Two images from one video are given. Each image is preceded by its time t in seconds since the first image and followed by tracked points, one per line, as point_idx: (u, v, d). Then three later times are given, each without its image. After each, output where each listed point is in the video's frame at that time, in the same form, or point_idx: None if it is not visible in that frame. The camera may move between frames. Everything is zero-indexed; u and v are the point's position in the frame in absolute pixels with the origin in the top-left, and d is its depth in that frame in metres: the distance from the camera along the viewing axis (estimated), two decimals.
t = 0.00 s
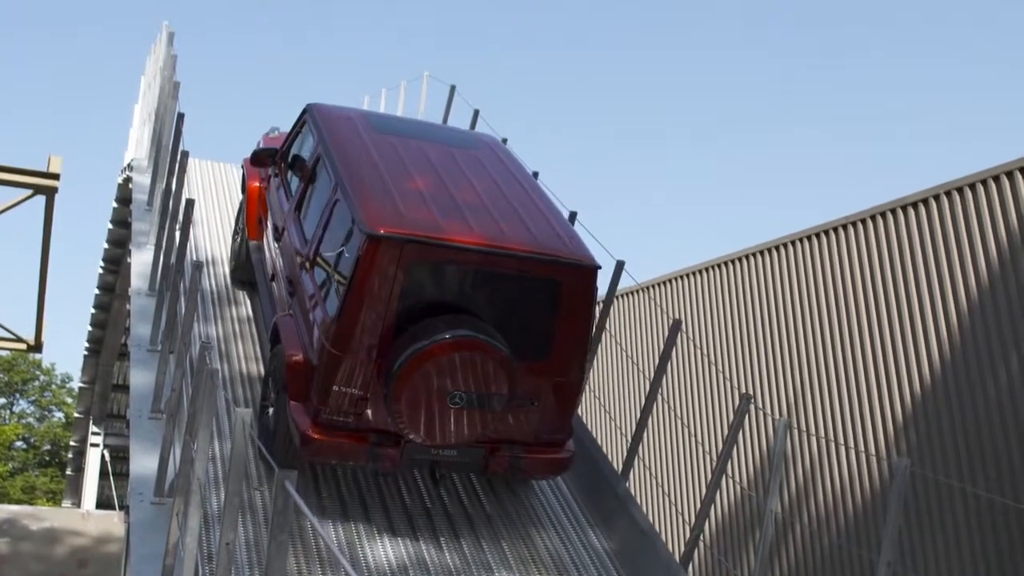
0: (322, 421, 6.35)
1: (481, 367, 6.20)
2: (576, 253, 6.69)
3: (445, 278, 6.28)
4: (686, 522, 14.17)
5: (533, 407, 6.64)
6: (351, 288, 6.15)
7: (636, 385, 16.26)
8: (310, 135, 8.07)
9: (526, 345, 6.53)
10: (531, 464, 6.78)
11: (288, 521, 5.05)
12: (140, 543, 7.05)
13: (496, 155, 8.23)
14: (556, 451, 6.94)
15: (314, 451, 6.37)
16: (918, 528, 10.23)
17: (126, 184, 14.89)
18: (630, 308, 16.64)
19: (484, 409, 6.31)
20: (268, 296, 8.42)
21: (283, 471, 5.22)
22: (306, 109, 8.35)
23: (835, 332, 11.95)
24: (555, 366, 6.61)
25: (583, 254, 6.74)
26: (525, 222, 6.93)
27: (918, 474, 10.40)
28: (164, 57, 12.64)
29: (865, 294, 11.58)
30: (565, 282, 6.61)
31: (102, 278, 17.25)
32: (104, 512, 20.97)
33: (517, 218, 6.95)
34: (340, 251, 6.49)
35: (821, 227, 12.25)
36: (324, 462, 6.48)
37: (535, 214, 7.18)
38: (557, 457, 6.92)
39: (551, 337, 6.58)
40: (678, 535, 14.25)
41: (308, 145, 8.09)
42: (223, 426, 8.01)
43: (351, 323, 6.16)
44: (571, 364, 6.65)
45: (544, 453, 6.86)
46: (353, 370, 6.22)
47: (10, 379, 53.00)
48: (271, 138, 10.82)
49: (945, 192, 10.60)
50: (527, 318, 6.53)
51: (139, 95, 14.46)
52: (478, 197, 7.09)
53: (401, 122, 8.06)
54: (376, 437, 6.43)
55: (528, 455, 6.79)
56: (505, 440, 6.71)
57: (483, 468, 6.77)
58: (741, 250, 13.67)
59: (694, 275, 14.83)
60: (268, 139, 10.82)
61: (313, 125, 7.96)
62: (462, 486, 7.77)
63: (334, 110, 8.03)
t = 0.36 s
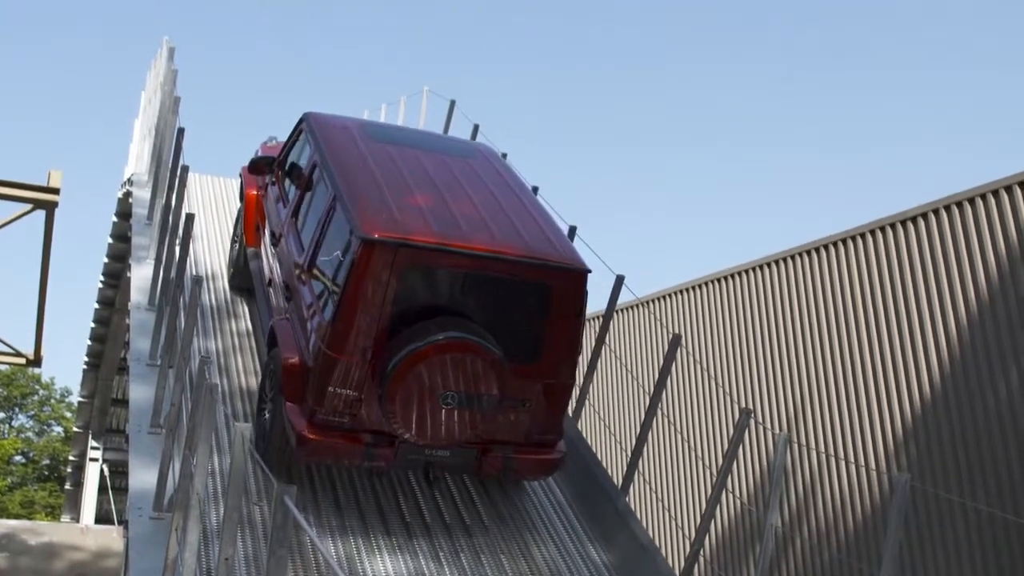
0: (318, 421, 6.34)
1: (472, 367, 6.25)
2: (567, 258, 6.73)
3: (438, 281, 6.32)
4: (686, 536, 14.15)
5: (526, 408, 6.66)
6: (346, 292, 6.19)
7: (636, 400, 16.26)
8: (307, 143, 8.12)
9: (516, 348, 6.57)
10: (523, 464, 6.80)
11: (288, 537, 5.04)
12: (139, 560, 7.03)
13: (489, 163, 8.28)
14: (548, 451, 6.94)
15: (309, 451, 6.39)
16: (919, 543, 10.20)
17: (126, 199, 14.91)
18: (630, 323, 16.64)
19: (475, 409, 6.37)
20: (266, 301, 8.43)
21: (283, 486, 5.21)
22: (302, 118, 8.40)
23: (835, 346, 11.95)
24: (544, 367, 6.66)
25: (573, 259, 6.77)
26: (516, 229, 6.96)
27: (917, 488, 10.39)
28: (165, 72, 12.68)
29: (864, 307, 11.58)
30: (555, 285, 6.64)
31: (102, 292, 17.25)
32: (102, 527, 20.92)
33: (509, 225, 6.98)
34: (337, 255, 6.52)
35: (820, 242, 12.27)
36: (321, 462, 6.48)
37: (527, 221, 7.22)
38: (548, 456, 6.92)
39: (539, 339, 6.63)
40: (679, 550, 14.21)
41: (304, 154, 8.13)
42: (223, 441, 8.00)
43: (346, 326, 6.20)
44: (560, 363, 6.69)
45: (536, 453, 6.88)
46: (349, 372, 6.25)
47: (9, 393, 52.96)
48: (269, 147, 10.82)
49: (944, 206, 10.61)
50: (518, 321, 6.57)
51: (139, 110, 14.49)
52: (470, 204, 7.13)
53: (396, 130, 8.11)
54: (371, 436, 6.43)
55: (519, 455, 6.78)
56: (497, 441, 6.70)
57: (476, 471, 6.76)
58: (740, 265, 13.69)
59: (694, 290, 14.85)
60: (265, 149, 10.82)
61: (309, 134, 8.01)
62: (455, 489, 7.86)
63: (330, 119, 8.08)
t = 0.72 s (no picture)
0: (312, 417, 6.43)
1: (466, 363, 6.26)
2: (558, 256, 6.79)
3: (432, 279, 6.37)
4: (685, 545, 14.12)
5: (516, 402, 6.76)
6: (341, 290, 6.23)
7: (635, 409, 16.25)
8: (302, 145, 8.14)
9: (508, 344, 6.63)
10: (515, 458, 6.93)
11: (286, 545, 5.04)
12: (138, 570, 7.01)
13: (481, 164, 8.31)
14: (540, 446, 7.07)
15: (304, 443, 6.47)
16: (919, 553, 10.19)
17: (125, 207, 14.90)
18: (630, 331, 16.66)
19: (469, 405, 6.36)
20: (263, 301, 8.45)
21: (282, 494, 5.21)
22: (298, 120, 8.44)
23: (834, 353, 11.96)
24: (536, 364, 6.72)
25: (565, 257, 6.83)
26: (507, 227, 7.02)
27: (916, 497, 10.39)
28: (164, 80, 12.70)
29: (863, 315, 11.60)
30: (547, 283, 6.70)
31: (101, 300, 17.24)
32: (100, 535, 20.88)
33: (501, 223, 7.04)
34: (333, 253, 6.55)
35: (818, 250, 12.29)
36: (316, 455, 6.57)
37: (518, 220, 7.27)
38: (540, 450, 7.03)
39: (531, 336, 6.70)
40: (678, 559, 14.18)
41: (299, 155, 8.18)
42: (221, 449, 7.99)
43: (340, 326, 6.24)
44: (551, 359, 6.76)
45: (528, 447, 6.99)
46: (345, 368, 6.29)
47: (8, 401, 52.91)
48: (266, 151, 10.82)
49: (943, 215, 10.64)
50: (510, 318, 6.63)
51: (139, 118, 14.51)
52: (463, 202, 7.18)
53: (388, 130, 8.15)
54: (365, 431, 6.53)
55: (509, 449, 6.91)
56: (490, 435, 6.85)
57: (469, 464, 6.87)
58: (739, 274, 13.72)
59: (693, 299, 14.86)
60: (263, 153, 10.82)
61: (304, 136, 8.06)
62: (448, 483, 8.01)
63: (325, 121, 8.10)
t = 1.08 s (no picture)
0: (305, 410, 6.49)
1: (455, 357, 6.32)
2: (547, 253, 6.83)
3: (422, 275, 6.42)
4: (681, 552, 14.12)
5: (505, 398, 6.80)
6: (333, 286, 6.30)
7: (632, 416, 16.25)
8: (297, 145, 8.16)
9: (498, 340, 6.67)
10: (504, 452, 6.93)
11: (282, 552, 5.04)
12: None
13: (472, 163, 8.34)
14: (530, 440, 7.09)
15: (298, 437, 6.51)
16: (916, 560, 10.18)
17: (122, 213, 14.90)
18: (627, 337, 16.67)
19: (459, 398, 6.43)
20: (258, 298, 8.46)
21: (278, 502, 5.19)
22: (292, 121, 8.47)
23: (831, 359, 11.97)
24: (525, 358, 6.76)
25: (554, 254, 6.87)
26: (497, 224, 7.05)
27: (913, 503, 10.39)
28: (161, 86, 12.71)
29: (859, 321, 11.62)
30: (536, 279, 6.73)
31: (98, 306, 17.25)
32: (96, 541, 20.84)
33: (491, 220, 7.07)
34: (326, 250, 6.60)
35: (815, 257, 12.32)
36: (309, 449, 6.61)
37: (509, 217, 7.30)
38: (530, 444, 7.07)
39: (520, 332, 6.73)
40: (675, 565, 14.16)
41: (293, 155, 8.21)
42: (218, 455, 7.98)
43: (332, 322, 6.31)
44: (541, 355, 6.79)
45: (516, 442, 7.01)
46: (338, 362, 6.37)
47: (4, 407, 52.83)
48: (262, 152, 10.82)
49: (940, 221, 10.67)
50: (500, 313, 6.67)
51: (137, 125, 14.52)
52: (453, 200, 7.22)
53: (381, 130, 8.17)
54: (358, 425, 6.56)
55: (499, 444, 6.92)
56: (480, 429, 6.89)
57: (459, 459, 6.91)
58: (735, 280, 13.74)
59: (689, 305, 14.88)
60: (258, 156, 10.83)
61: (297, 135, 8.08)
62: (439, 475, 8.17)
63: (319, 121, 8.12)
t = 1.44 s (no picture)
0: (299, 402, 6.48)
1: (447, 350, 6.33)
2: (538, 249, 6.84)
3: (415, 271, 6.45)
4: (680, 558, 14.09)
5: (495, 392, 6.82)
6: (327, 281, 6.32)
7: (631, 421, 16.24)
8: (293, 145, 8.17)
9: (489, 335, 6.69)
10: (495, 444, 6.96)
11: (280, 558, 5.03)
12: None
13: (466, 163, 8.36)
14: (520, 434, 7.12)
15: (292, 429, 6.50)
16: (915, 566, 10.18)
17: (121, 218, 14.89)
18: (626, 342, 16.67)
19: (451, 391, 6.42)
20: (253, 295, 8.44)
21: (277, 508, 5.17)
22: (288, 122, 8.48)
23: (829, 364, 11.97)
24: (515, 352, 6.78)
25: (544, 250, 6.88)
26: (489, 221, 7.07)
27: (912, 510, 10.38)
28: (160, 91, 12.72)
29: (857, 326, 11.63)
30: (528, 275, 6.75)
31: (97, 311, 17.25)
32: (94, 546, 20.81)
33: (482, 217, 7.09)
34: (320, 246, 6.62)
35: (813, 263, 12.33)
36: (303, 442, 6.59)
37: (500, 214, 7.32)
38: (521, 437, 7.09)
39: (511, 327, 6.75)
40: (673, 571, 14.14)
41: (290, 156, 8.22)
42: (216, 461, 7.98)
43: (326, 317, 6.32)
44: (531, 349, 6.81)
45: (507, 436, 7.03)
46: (333, 355, 6.37)
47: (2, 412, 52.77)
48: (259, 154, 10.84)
49: (938, 227, 10.68)
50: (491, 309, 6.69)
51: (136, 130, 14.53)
52: (445, 198, 7.24)
53: (376, 130, 8.19)
54: (352, 417, 6.55)
55: (490, 436, 6.96)
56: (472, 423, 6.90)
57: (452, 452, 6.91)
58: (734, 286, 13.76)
59: (688, 311, 14.90)
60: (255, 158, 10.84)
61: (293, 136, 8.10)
62: (430, 466, 8.32)
63: (314, 122, 8.13)
